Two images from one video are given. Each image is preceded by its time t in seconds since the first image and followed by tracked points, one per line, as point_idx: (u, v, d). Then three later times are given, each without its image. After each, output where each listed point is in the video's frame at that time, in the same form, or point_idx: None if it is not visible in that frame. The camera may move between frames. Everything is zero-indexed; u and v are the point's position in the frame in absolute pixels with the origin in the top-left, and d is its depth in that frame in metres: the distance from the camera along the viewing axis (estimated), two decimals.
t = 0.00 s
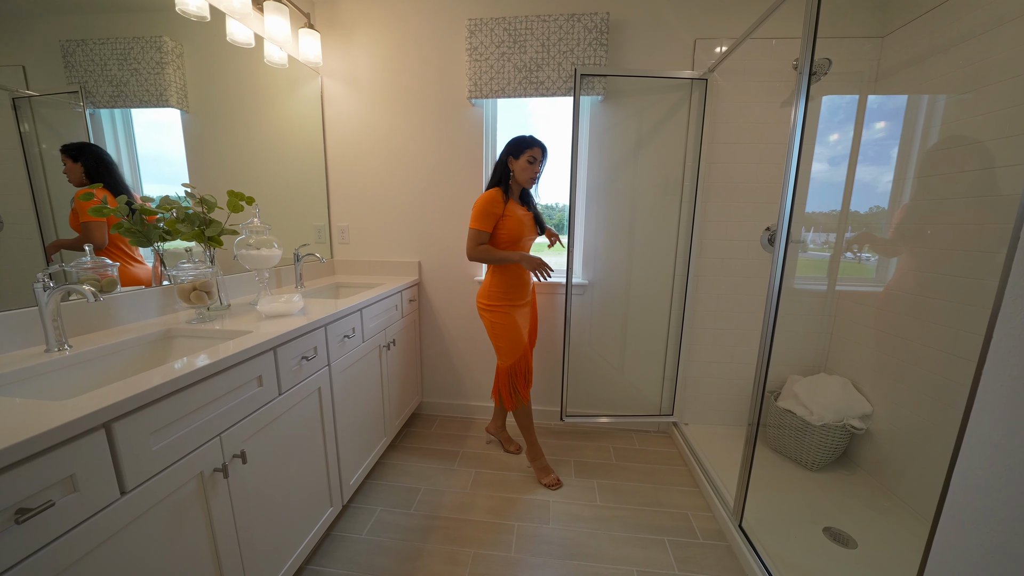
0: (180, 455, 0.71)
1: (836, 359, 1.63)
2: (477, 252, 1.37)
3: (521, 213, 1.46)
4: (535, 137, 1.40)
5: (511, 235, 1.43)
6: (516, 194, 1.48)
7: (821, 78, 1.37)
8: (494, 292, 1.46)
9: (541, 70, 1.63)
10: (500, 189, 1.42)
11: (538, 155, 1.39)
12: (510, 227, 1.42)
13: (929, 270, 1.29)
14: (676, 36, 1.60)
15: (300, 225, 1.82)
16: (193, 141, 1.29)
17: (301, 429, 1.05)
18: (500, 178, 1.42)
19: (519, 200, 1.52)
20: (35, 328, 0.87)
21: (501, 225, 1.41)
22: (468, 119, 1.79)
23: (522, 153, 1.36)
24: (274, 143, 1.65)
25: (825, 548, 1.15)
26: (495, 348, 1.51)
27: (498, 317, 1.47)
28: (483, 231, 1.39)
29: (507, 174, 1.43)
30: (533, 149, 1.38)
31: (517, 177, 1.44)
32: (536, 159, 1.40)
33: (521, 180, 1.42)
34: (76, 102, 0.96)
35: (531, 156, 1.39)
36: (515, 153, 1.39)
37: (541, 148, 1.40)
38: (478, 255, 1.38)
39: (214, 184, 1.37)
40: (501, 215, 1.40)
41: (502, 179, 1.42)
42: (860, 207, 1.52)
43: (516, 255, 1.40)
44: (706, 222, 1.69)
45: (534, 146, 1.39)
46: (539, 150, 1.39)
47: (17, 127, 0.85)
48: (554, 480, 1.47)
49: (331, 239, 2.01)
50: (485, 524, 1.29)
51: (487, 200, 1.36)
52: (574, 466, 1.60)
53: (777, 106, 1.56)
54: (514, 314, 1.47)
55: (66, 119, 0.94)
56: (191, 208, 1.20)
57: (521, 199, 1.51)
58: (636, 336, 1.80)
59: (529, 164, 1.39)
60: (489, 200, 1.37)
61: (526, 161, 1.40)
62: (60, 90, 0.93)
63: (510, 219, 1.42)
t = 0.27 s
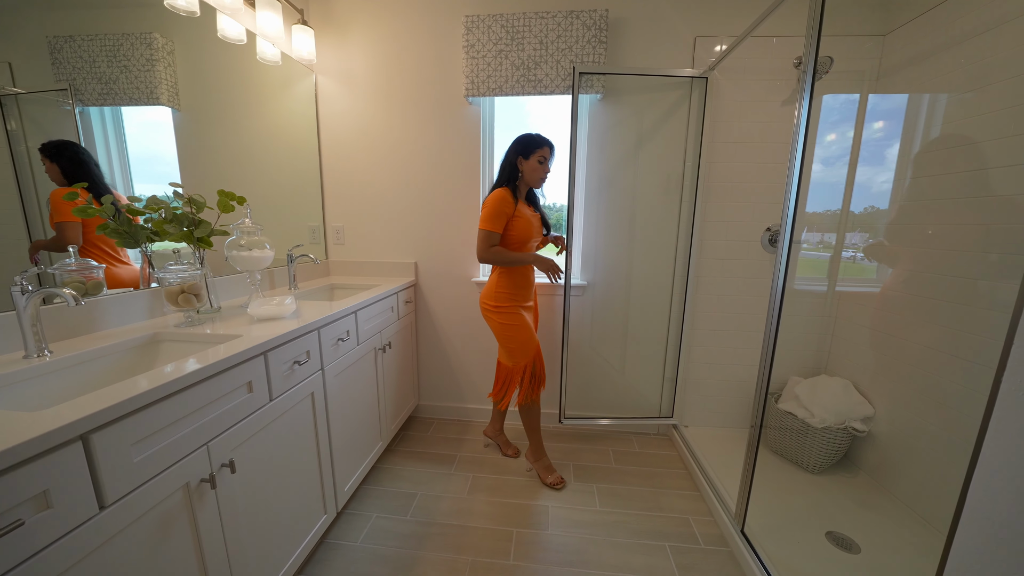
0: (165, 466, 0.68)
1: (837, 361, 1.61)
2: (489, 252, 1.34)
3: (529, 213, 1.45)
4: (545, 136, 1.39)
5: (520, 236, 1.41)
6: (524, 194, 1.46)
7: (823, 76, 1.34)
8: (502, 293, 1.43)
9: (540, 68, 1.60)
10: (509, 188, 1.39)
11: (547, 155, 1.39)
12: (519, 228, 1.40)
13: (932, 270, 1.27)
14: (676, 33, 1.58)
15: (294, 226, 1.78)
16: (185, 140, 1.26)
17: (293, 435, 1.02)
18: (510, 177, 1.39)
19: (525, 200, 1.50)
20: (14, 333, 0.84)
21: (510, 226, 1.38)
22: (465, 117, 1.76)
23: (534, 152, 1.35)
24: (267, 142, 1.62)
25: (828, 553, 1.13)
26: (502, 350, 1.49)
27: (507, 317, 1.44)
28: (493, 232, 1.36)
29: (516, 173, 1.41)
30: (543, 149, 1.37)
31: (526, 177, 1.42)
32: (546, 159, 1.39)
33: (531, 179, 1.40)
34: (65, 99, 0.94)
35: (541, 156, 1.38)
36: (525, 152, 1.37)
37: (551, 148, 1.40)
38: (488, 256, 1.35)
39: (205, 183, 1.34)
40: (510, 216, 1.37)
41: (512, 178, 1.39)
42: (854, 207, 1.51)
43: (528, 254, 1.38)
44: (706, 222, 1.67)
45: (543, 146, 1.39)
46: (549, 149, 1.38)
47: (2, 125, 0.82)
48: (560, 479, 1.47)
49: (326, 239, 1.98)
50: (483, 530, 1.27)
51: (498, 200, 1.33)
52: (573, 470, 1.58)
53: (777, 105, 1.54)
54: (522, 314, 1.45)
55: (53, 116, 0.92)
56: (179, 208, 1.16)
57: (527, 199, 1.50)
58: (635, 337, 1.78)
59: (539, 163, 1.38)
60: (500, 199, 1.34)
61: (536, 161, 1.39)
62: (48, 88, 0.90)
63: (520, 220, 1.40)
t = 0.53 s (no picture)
0: (141, 480, 0.63)
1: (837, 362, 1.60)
2: (503, 256, 1.28)
3: (549, 214, 1.38)
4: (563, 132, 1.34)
5: (540, 238, 1.34)
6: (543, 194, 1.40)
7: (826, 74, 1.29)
8: (519, 297, 1.37)
9: (536, 64, 1.57)
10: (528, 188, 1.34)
11: (567, 151, 1.33)
12: (538, 229, 1.33)
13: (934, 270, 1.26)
14: (675, 30, 1.55)
15: (285, 225, 1.74)
16: (173, 137, 1.21)
17: (281, 443, 0.98)
18: (529, 176, 1.33)
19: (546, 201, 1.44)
20: None
21: (527, 227, 1.32)
22: (461, 114, 1.73)
23: (553, 148, 1.29)
24: (257, 139, 1.57)
25: (832, 559, 1.11)
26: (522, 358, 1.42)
27: (527, 322, 1.38)
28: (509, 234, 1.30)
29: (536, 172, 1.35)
30: (563, 146, 1.31)
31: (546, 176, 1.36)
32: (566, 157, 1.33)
33: (551, 178, 1.34)
34: (47, 95, 0.90)
35: (561, 154, 1.32)
36: (545, 150, 1.31)
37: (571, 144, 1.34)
38: (504, 260, 1.28)
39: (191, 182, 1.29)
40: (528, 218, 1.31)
41: (530, 177, 1.33)
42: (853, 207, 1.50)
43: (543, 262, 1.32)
44: (705, 222, 1.65)
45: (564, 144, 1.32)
46: (569, 145, 1.32)
47: None
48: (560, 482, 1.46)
49: (318, 239, 1.94)
50: (480, 537, 1.24)
51: (514, 200, 1.27)
52: (572, 474, 1.55)
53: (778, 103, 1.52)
54: (538, 321, 1.38)
55: (33, 111, 0.87)
56: (163, 207, 1.12)
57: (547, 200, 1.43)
58: (634, 338, 1.75)
59: (560, 162, 1.32)
60: (516, 199, 1.28)
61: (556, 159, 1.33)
62: (29, 82, 0.86)
63: (540, 221, 1.33)
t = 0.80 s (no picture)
0: (120, 494, 0.59)
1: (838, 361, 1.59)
2: (538, 252, 1.20)
3: (581, 207, 1.33)
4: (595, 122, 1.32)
5: (574, 230, 1.29)
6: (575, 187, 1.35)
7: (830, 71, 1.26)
8: (548, 295, 1.30)
9: (535, 59, 1.54)
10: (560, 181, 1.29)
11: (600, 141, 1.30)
12: (572, 222, 1.28)
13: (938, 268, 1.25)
14: (675, 25, 1.53)
15: (277, 224, 1.69)
16: (161, 132, 1.16)
17: (272, 450, 0.94)
18: (562, 168, 1.29)
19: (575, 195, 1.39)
20: None
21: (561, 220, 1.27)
22: (458, 111, 1.69)
23: (586, 137, 1.26)
24: (248, 135, 1.53)
25: (838, 562, 1.09)
26: (549, 361, 1.35)
27: (551, 322, 1.31)
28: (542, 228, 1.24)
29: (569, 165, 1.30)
30: (596, 136, 1.29)
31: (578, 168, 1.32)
32: (598, 147, 1.30)
33: (585, 168, 1.30)
34: (27, 89, 0.85)
35: (594, 144, 1.29)
36: (577, 141, 1.28)
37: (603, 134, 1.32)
38: (541, 255, 1.21)
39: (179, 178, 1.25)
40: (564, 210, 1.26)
41: (564, 169, 1.28)
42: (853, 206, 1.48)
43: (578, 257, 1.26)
44: (705, 221, 1.63)
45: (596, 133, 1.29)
46: (603, 135, 1.30)
47: None
48: (560, 487, 1.43)
49: (311, 238, 1.89)
50: (480, 544, 1.21)
51: (548, 192, 1.21)
52: (572, 478, 1.52)
53: (779, 100, 1.51)
54: (567, 319, 1.33)
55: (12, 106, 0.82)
56: (146, 203, 1.07)
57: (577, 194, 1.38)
58: (634, 339, 1.73)
59: (593, 152, 1.29)
60: (549, 192, 1.22)
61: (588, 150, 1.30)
62: (9, 75, 0.81)
63: (575, 212, 1.28)
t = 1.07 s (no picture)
0: (103, 508, 0.55)
1: (841, 360, 1.58)
2: (603, 247, 1.19)
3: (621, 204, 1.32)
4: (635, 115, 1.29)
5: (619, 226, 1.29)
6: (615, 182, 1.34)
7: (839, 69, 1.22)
8: (590, 294, 1.28)
9: (537, 52, 1.51)
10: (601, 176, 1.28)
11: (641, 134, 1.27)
12: (617, 219, 1.27)
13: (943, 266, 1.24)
14: (679, 20, 1.51)
15: (271, 221, 1.64)
16: (150, 124, 1.11)
17: (268, 456, 0.90)
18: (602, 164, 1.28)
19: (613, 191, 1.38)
20: None
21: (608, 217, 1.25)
22: (458, 105, 1.65)
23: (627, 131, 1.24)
24: (240, 128, 1.47)
25: (847, 563, 1.08)
26: (573, 363, 1.31)
27: (585, 322, 1.27)
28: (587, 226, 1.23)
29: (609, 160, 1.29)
30: (637, 128, 1.26)
31: (619, 163, 1.30)
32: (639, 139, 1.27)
33: (624, 163, 1.28)
34: (5, 81, 0.80)
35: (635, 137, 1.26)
36: (618, 135, 1.26)
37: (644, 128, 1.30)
38: (603, 252, 1.20)
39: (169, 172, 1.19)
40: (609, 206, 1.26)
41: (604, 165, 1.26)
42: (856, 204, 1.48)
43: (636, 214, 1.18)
44: (708, 218, 1.62)
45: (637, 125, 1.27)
46: (644, 128, 1.28)
47: None
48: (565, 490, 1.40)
49: (305, 236, 1.84)
50: (483, 550, 1.17)
51: (594, 188, 1.20)
52: (575, 480, 1.50)
53: (783, 96, 1.49)
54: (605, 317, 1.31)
55: None
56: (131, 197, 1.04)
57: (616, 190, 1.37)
58: (637, 338, 1.71)
59: (634, 145, 1.26)
60: (593, 188, 1.21)
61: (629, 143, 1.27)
62: None
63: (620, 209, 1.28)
